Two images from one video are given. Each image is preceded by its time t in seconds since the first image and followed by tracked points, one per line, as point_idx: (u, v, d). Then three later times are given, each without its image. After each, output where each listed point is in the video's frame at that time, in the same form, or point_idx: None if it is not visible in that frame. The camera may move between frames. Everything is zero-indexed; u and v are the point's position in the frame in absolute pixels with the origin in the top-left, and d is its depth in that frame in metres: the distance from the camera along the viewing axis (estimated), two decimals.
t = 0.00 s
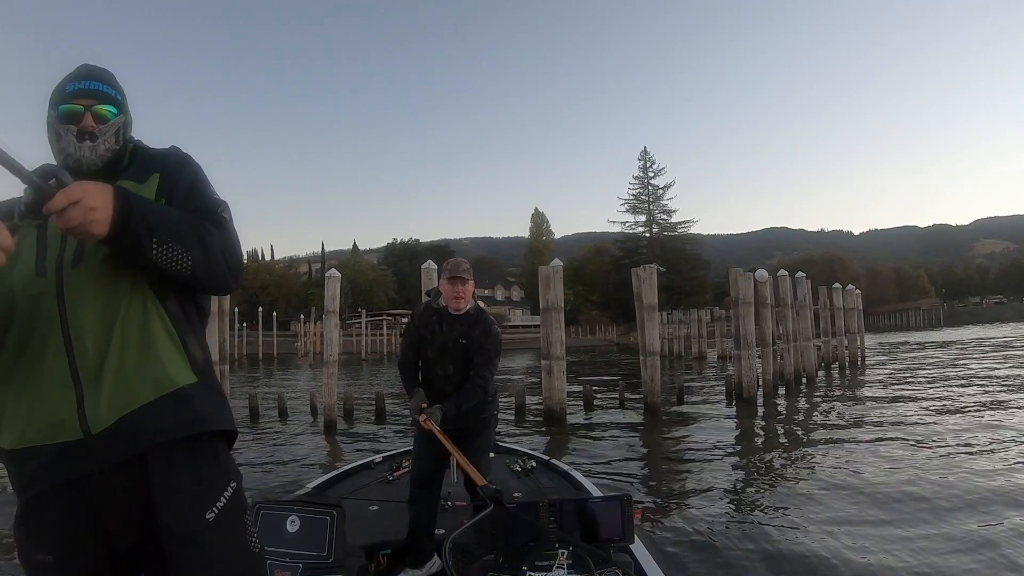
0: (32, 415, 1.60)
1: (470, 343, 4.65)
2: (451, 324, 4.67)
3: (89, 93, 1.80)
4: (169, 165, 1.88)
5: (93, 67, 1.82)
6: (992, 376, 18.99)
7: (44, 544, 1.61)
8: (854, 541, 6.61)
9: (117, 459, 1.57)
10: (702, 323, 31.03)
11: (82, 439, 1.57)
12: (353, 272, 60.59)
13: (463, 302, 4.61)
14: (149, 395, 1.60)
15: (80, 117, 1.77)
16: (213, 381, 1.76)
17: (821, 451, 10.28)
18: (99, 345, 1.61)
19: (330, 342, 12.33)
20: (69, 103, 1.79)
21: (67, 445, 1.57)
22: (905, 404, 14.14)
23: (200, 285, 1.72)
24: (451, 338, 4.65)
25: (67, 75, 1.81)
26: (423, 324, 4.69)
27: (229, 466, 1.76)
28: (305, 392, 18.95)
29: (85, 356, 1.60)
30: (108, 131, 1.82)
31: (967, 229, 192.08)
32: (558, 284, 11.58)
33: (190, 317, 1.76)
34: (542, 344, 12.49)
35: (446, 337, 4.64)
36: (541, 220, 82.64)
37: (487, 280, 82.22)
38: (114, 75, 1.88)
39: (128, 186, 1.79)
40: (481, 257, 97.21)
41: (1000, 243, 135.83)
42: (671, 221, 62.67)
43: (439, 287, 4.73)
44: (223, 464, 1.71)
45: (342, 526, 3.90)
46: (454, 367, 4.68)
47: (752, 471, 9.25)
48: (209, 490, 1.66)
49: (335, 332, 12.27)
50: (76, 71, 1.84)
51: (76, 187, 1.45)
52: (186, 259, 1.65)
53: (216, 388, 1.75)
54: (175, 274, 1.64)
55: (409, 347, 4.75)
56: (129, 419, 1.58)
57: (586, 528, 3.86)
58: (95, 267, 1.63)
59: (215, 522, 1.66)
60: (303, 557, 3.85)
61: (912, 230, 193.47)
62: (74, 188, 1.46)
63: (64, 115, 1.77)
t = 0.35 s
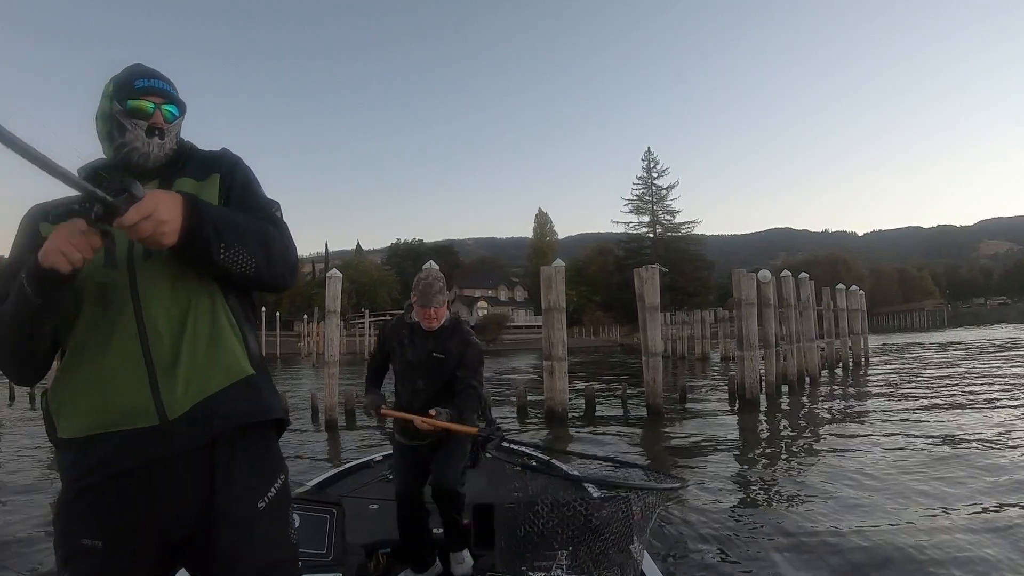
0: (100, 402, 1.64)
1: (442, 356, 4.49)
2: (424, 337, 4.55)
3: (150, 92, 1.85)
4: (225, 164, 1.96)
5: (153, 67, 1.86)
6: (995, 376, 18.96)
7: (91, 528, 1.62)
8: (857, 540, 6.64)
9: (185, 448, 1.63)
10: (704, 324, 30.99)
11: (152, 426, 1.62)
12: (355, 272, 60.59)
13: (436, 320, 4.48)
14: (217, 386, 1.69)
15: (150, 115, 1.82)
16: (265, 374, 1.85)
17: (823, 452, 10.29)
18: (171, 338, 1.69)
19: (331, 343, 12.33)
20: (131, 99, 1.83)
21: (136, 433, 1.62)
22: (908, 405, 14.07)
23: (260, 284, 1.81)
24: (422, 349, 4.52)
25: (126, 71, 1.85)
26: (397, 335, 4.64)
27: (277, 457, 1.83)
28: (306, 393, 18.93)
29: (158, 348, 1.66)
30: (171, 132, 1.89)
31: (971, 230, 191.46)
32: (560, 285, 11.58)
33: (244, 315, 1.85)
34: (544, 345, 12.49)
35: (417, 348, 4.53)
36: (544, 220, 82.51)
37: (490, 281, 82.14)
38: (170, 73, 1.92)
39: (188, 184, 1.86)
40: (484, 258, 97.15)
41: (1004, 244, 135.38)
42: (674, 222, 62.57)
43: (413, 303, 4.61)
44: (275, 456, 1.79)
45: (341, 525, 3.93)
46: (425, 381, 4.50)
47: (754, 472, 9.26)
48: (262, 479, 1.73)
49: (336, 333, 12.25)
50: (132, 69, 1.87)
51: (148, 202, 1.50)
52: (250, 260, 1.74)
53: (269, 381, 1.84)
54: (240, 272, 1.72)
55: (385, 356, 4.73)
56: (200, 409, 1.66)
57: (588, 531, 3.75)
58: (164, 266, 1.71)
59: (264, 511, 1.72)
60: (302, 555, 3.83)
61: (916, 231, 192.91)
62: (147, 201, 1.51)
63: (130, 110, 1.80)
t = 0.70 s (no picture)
0: (92, 394, 1.62)
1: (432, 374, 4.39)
2: (414, 353, 4.47)
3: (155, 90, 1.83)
4: (225, 160, 1.90)
5: (158, 67, 1.84)
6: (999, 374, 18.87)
7: (82, 516, 1.59)
8: (859, 539, 6.61)
9: (170, 443, 1.59)
10: (707, 323, 30.96)
11: (138, 420, 1.59)
12: (359, 274, 60.70)
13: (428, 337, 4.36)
14: (202, 383, 1.63)
15: (152, 112, 1.80)
16: (256, 368, 1.79)
17: (826, 451, 10.25)
18: (160, 333, 1.65)
19: (332, 344, 12.33)
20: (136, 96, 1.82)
21: (123, 425, 1.60)
22: (912, 404, 14.00)
23: (252, 278, 1.75)
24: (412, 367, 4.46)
25: (131, 69, 1.83)
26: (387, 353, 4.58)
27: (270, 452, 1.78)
28: (308, 395, 18.95)
29: (146, 339, 1.63)
30: (176, 130, 1.88)
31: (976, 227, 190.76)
32: (561, 285, 11.57)
33: (238, 311, 1.79)
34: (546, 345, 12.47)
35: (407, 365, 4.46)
36: (547, 220, 82.52)
37: (494, 281, 82.19)
38: (176, 74, 1.90)
39: (185, 180, 1.82)
40: (487, 258, 97.22)
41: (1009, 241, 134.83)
42: (677, 222, 62.50)
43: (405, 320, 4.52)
44: (265, 450, 1.72)
45: (340, 523, 3.93)
46: (413, 400, 4.41)
47: (756, 471, 9.22)
48: (250, 474, 1.67)
49: (336, 334, 12.25)
50: (140, 67, 1.86)
51: (124, 195, 1.46)
52: (238, 254, 1.67)
53: (260, 375, 1.78)
54: (228, 267, 1.66)
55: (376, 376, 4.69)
56: (184, 406, 1.61)
57: (586, 531, 3.77)
58: (153, 259, 1.67)
59: (254, 505, 1.66)
60: (300, 553, 3.82)
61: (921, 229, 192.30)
62: (124, 195, 1.47)
63: (135, 107, 1.79)
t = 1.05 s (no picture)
0: (44, 399, 1.64)
1: (459, 385, 4.00)
2: (431, 366, 3.99)
3: (120, 100, 1.85)
4: (191, 166, 1.89)
5: (124, 76, 1.87)
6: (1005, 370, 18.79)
7: (50, 523, 1.62)
8: (863, 537, 6.59)
9: (119, 448, 1.61)
10: (711, 321, 30.92)
11: (85, 425, 1.61)
12: (363, 275, 60.79)
13: (442, 338, 3.99)
14: (147, 388, 1.63)
15: (110, 121, 1.82)
16: (215, 374, 1.78)
17: (830, 449, 10.22)
18: (107, 337, 1.65)
19: (335, 346, 12.35)
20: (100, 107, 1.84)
21: (71, 429, 1.61)
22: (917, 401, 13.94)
23: (210, 282, 1.73)
24: (431, 383, 3.99)
25: (99, 82, 1.87)
26: (393, 369, 4.03)
27: (231, 457, 1.78)
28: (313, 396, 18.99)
29: (94, 343, 1.64)
30: (136, 137, 1.86)
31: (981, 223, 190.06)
32: (564, 284, 11.55)
33: (198, 315, 1.78)
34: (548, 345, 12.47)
35: (426, 381, 3.99)
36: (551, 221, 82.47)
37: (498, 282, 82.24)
38: (144, 83, 1.92)
39: (147, 187, 1.81)
40: (491, 259, 97.28)
41: (1014, 237, 134.27)
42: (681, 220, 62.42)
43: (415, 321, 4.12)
44: (224, 456, 1.72)
45: (343, 524, 3.89)
46: (440, 417, 3.99)
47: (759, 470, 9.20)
48: (208, 481, 1.67)
49: (339, 336, 12.27)
50: (109, 80, 1.89)
51: (72, 197, 1.50)
52: (191, 258, 1.66)
53: (217, 381, 1.77)
54: (181, 271, 1.66)
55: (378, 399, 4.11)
56: (129, 412, 1.61)
57: (587, 531, 3.81)
58: (104, 264, 1.68)
59: (213, 512, 1.67)
60: (303, 554, 3.84)
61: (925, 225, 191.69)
62: (74, 197, 1.51)
63: (97, 120, 1.82)
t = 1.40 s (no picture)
0: (37, 411, 1.68)
1: (472, 395, 3.99)
2: (444, 375, 3.96)
3: (102, 114, 1.88)
4: (175, 178, 1.91)
5: (102, 90, 1.90)
6: (1010, 371, 18.70)
7: (48, 531, 1.66)
8: (870, 543, 6.56)
9: (107, 456, 1.63)
10: (715, 322, 30.86)
11: (76, 435, 1.64)
12: (367, 275, 60.84)
13: (457, 345, 3.96)
14: (134, 397, 1.65)
15: (90, 136, 1.85)
16: (204, 380, 1.79)
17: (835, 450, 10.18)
18: (95, 348, 1.67)
19: (339, 347, 12.32)
20: (83, 123, 1.88)
21: (62, 440, 1.65)
22: (922, 402, 13.89)
23: (196, 291, 1.75)
24: (443, 394, 3.95)
25: (82, 98, 1.90)
26: (403, 377, 3.95)
27: (223, 461, 1.79)
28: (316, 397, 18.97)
29: (83, 353, 1.67)
30: (116, 150, 1.88)
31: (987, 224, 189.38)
32: (568, 285, 11.53)
33: (187, 322, 1.80)
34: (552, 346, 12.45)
35: (438, 391, 3.95)
36: (554, 221, 82.37)
37: (502, 282, 82.24)
38: (125, 97, 1.95)
39: (132, 199, 1.85)
40: (495, 259, 97.26)
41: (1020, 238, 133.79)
42: (685, 221, 62.31)
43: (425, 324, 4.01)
44: (215, 461, 1.74)
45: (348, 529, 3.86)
46: (451, 426, 4.00)
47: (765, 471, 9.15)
48: (197, 484, 1.69)
49: (342, 336, 12.24)
50: (91, 95, 1.93)
51: (60, 223, 1.57)
52: (175, 269, 1.69)
53: (206, 387, 1.78)
54: (166, 282, 1.69)
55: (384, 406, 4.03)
56: (116, 420, 1.63)
57: (592, 528, 3.82)
58: (91, 276, 1.71)
59: (205, 516, 1.69)
60: (309, 559, 3.85)
61: (930, 226, 191.16)
62: (61, 223, 1.58)
63: (78, 136, 1.86)
